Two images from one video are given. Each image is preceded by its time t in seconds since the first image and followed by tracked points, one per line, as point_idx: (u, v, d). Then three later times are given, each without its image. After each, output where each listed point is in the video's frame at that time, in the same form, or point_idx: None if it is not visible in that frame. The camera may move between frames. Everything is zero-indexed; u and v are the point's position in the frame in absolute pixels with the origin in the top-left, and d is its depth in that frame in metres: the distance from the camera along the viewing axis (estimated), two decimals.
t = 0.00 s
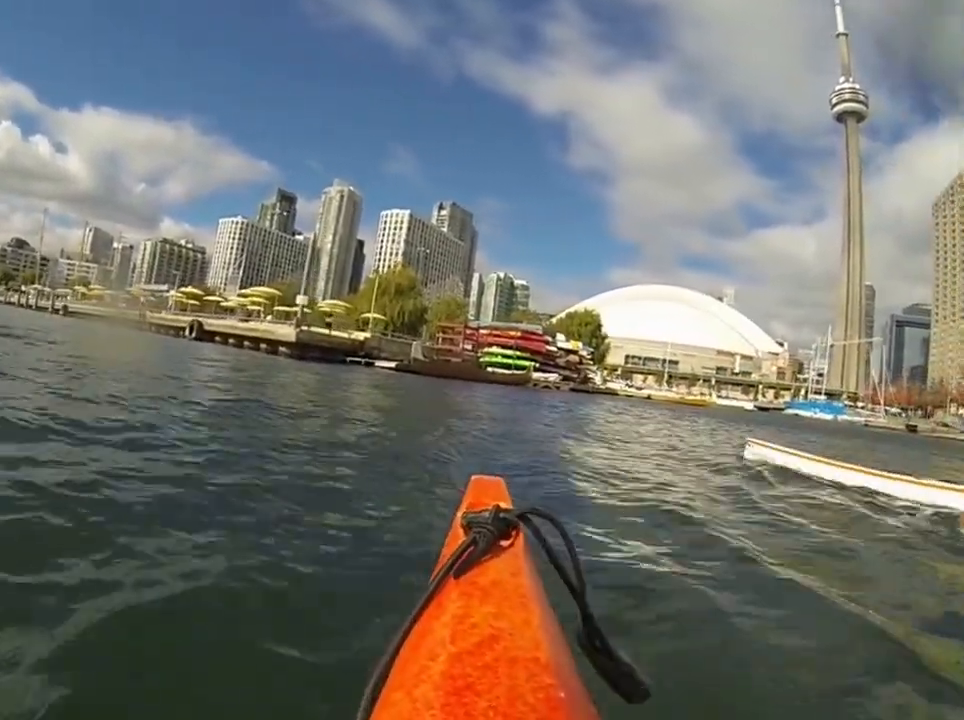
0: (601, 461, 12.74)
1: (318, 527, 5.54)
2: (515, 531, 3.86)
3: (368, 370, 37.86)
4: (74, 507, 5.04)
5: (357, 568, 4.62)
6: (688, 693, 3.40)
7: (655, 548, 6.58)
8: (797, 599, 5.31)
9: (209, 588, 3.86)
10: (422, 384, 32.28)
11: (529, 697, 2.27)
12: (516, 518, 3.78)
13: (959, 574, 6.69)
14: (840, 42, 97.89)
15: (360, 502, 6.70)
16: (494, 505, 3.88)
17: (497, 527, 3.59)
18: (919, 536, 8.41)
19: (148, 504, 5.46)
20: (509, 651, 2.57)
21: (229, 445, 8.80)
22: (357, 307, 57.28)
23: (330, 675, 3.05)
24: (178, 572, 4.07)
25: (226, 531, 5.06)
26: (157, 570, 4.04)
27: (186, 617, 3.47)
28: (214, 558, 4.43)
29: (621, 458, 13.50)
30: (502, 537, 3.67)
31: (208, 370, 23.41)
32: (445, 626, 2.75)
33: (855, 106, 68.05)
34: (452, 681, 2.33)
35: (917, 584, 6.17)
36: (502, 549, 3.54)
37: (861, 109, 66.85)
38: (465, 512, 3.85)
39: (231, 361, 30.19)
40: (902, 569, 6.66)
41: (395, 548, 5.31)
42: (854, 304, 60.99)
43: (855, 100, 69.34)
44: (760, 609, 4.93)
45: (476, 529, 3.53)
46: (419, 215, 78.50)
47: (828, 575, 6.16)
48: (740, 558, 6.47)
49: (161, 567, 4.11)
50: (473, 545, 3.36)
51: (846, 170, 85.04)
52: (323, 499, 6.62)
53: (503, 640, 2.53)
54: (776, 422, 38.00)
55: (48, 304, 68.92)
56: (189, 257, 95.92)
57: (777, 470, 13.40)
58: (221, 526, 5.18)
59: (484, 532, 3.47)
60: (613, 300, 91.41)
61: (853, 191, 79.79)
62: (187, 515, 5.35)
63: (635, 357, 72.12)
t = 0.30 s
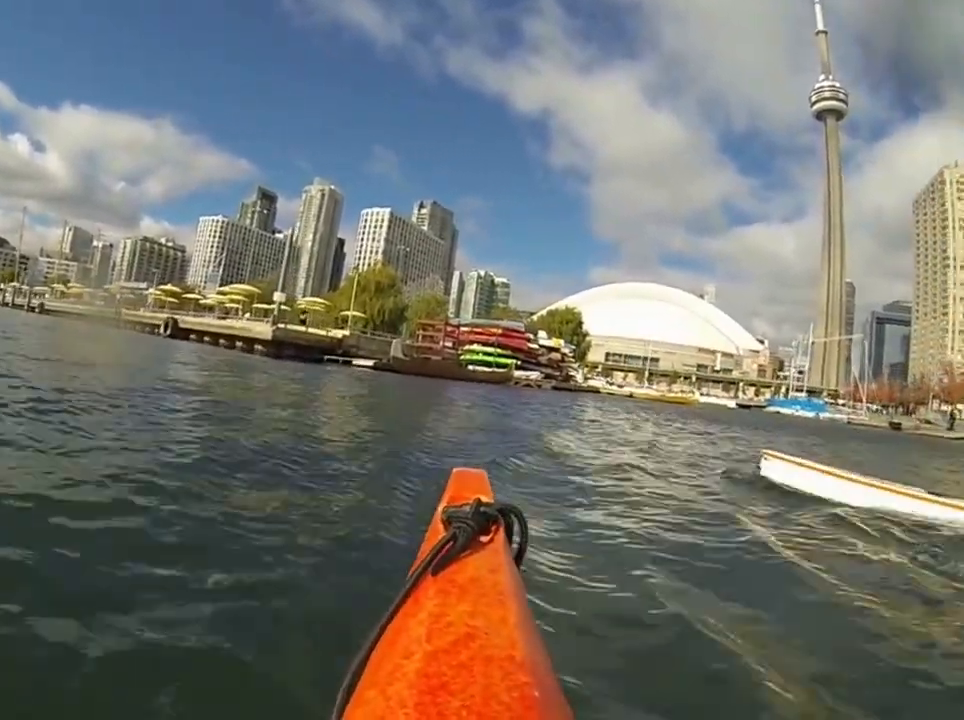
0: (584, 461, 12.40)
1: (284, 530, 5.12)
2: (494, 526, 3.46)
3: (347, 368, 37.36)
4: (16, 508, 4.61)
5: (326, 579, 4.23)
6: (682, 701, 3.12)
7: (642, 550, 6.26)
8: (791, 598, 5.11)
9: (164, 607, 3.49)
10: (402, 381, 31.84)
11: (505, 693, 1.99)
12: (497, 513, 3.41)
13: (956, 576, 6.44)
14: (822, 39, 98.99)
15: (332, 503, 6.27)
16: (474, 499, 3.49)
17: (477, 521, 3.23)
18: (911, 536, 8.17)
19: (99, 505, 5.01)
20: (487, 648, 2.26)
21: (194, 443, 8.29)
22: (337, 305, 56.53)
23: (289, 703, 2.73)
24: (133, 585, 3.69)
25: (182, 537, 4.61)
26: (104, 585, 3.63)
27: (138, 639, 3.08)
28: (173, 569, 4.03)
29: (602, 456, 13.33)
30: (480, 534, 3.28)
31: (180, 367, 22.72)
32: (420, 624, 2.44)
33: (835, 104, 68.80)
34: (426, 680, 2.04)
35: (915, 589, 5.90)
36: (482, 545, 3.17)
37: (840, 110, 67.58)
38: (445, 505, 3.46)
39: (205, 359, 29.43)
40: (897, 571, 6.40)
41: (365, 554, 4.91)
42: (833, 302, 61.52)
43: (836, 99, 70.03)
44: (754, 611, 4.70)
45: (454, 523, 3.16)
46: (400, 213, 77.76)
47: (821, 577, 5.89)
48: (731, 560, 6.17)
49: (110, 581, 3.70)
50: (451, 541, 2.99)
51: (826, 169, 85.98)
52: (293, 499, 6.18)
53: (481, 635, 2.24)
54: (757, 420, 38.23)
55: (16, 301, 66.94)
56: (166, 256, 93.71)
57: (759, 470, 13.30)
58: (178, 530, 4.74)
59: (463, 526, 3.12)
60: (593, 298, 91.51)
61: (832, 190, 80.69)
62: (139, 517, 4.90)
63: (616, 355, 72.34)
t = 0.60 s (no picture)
0: (571, 463, 12.05)
1: (246, 548, 4.70)
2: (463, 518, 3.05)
3: (329, 368, 36.81)
4: None
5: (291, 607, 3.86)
6: None
7: (633, 560, 5.96)
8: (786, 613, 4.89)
9: (113, 641, 3.10)
10: (385, 381, 31.40)
11: (467, 683, 1.70)
12: (470, 503, 3.02)
13: (958, 584, 6.18)
14: (804, 36, 99.64)
15: (303, 513, 5.86)
16: (446, 490, 3.08)
17: (449, 512, 2.85)
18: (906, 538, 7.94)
19: (44, 520, 4.59)
20: (452, 637, 1.95)
21: (160, 446, 7.81)
22: (319, 302, 55.78)
23: None
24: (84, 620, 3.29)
25: (141, 555, 4.28)
26: (46, 618, 3.23)
27: (78, 685, 2.71)
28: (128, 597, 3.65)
29: (588, 457, 13.12)
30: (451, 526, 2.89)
31: (157, 365, 22.07)
32: (387, 608, 2.11)
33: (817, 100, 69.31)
34: (390, 665, 1.75)
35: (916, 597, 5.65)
36: (452, 536, 2.80)
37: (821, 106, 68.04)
38: (415, 495, 3.07)
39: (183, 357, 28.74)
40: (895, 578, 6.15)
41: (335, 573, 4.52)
42: (815, 298, 62.02)
43: (817, 95, 70.57)
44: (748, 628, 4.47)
45: (423, 513, 2.78)
46: (383, 211, 76.95)
47: (818, 587, 5.64)
48: (727, 569, 5.89)
49: (58, 613, 3.30)
50: (421, 531, 2.62)
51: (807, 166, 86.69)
52: (260, 508, 5.77)
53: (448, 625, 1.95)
54: (741, 419, 38.32)
55: None
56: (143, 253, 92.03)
57: (747, 471, 13.16)
58: (134, 548, 4.34)
59: (434, 517, 2.75)
60: (577, 295, 91.56)
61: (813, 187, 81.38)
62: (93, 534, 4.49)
63: (600, 352, 72.43)
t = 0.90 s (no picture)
0: (561, 459, 11.90)
1: (235, 547, 4.50)
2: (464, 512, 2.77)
3: (309, 364, 36.36)
4: None
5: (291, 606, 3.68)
6: None
7: (627, 552, 5.87)
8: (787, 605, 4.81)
9: (98, 646, 2.91)
10: (367, 378, 31.05)
11: (480, 672, 1.63)
12: (470, 494, 2.78)
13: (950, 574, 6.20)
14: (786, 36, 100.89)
15: (292, 511, 5.64)
16: (442, 483, 2.85)
17: (448, 504, 2.61)
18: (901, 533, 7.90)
19: (22, 519, 4.37)
20: (462, 628, 1.84)
21: (136, 443, 7.54)
22: (299, 298, 55.04)
23: None
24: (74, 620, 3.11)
25: (123, 554, 4.06)
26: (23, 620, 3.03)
27: (70, 691, 2.52)
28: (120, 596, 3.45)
29: (574, 454, 13.06)
30: (450, 518, 2.64)
31: (132, 360, 21.51)
32: (395, 606, 1.97)
33: (798, 100, 70.13)
34: (403, 662, 1.66)
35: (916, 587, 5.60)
36: (453, 527, 2.58)
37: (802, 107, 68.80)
38: (413, 489, 2.84)
39: (162, 353, 28.14)
40: (894, 569, 6.10)
41: (329, 572, 4.32)
42: (795, 297, 62.83)
43: (798, 94, 71.28)
44: (750, 623, 4.38)
45: (420, 507, 2.54)
46: (365, 207, 76.16)
47: (817, 578, 5.57)
48: (725, 562, 5.80)
49: (33, 615, 3.09)
50: (421, 525, 2.42)
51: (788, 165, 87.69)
52: (248, 506, 5.54)
53: (457, 616, 1.84)
54: (723, 417, 38.67)
55: None
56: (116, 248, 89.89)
57: (731, 468, 13.21)
58: (115, 549, 4.13)
59: (433, 509, 2.51)
60: (559, 292, 91.74)
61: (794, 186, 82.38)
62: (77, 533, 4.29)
63: (581, 350, 72.68)
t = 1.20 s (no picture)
0: (552, 459, 11.81)
1: (228, 552, 4.34)
2: (469, 512, 2.65)
3: (294, 363, 35.95)
4: None
5: (287, 615, 3.55)
6: None
7: (626, 550, 5.83)
8: (787, 600, 4.80)
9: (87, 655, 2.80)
10: (353, 377, 30.75)
11: (495, 672, 1.54)
12: (475, 496, 2.64)
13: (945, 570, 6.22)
14: (770, 40, 102.02)
15: (285, 511, 5.51)
16: (447, 486, 2.73)
17: (454, 507, 2.49)
18: (893, 533, 7.91)
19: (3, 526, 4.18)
20: (474, 628, 1.74)
21: (121, 443, 7.34)
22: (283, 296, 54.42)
23: None
24: (64, 633, 2.94)
25: (111, 558, 3.92)
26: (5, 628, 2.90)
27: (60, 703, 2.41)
28: (114, 607, 3.29)
29: (566, 454, 13.00)
30: (455, 521, 2.52)
31: (113, 359, 21.06)
32: (405, 609, 1.86)
33: (781, 102, 71.06)
34: (416, 664, 1.58)
35: (913, 585, 5.58)
36: (459, 528, 2.45)
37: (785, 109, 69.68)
38: (417, 493, 2.72)
39: (143, 352, 27.59)
40: (889, 568, 6.08)
41: (327, 580, 4.18)
42: (778, 297, 63.61)
43: (781, 96, 72.20)
44: (753, 619, 4.35)
45: (426, 510, 2.41)
46: (349, 205, 75.56)
47: (814, 574, 5.54)
48: (721, 560, 5.76)
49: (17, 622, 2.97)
50: (427, 527, 2.30)
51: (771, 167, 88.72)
52: (236, 507, 5.36)
53: (469, 615, 1.75)
54: (708, 416, 38.98)
55: None
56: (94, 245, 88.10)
57: (721, 467, 13.24)
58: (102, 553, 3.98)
59: (439, 511, 2.39)
60: (544, 291, 91.92)
61: (777, 188, 83.45)
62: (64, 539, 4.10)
63: (566, 349, 72.88)
